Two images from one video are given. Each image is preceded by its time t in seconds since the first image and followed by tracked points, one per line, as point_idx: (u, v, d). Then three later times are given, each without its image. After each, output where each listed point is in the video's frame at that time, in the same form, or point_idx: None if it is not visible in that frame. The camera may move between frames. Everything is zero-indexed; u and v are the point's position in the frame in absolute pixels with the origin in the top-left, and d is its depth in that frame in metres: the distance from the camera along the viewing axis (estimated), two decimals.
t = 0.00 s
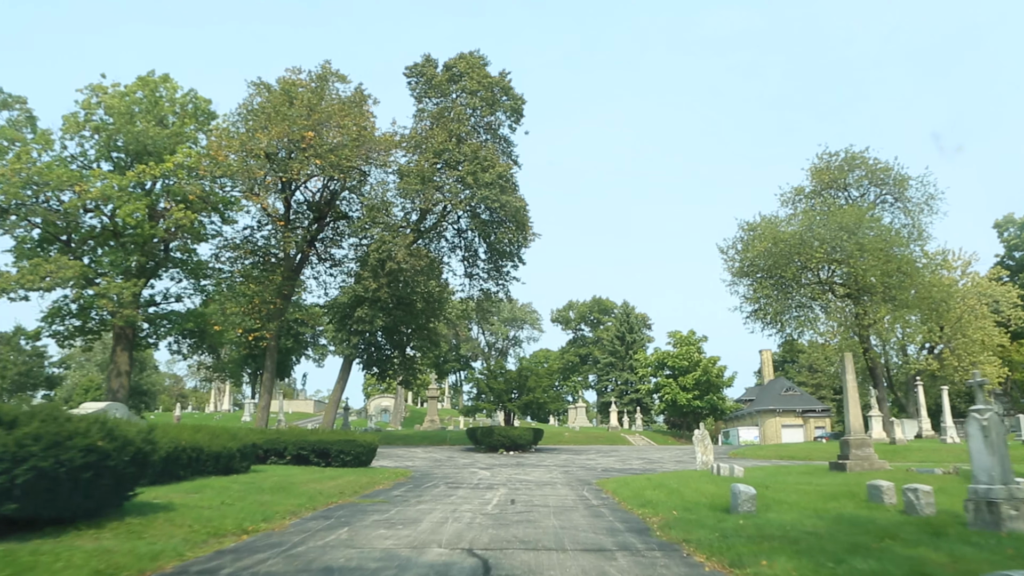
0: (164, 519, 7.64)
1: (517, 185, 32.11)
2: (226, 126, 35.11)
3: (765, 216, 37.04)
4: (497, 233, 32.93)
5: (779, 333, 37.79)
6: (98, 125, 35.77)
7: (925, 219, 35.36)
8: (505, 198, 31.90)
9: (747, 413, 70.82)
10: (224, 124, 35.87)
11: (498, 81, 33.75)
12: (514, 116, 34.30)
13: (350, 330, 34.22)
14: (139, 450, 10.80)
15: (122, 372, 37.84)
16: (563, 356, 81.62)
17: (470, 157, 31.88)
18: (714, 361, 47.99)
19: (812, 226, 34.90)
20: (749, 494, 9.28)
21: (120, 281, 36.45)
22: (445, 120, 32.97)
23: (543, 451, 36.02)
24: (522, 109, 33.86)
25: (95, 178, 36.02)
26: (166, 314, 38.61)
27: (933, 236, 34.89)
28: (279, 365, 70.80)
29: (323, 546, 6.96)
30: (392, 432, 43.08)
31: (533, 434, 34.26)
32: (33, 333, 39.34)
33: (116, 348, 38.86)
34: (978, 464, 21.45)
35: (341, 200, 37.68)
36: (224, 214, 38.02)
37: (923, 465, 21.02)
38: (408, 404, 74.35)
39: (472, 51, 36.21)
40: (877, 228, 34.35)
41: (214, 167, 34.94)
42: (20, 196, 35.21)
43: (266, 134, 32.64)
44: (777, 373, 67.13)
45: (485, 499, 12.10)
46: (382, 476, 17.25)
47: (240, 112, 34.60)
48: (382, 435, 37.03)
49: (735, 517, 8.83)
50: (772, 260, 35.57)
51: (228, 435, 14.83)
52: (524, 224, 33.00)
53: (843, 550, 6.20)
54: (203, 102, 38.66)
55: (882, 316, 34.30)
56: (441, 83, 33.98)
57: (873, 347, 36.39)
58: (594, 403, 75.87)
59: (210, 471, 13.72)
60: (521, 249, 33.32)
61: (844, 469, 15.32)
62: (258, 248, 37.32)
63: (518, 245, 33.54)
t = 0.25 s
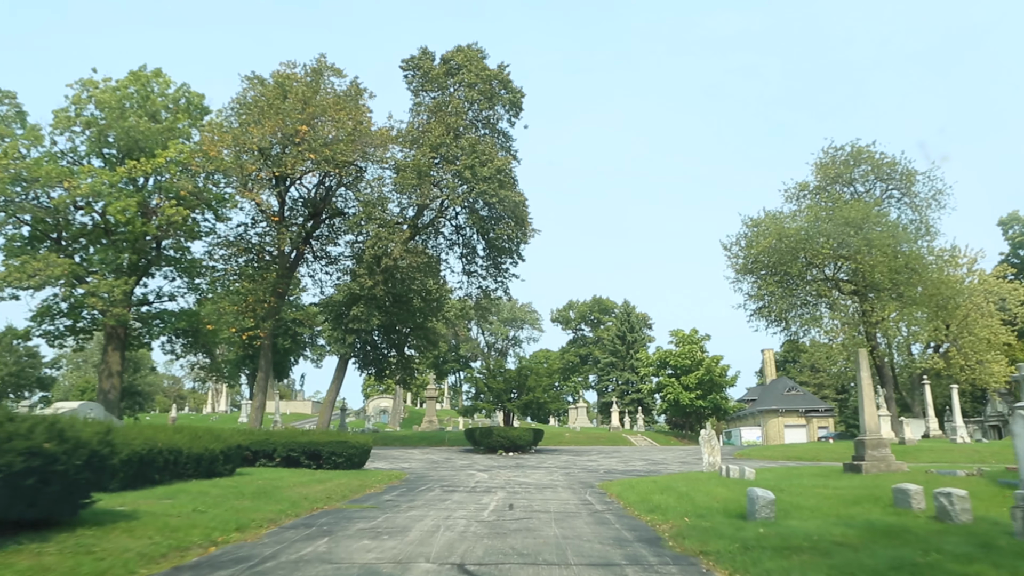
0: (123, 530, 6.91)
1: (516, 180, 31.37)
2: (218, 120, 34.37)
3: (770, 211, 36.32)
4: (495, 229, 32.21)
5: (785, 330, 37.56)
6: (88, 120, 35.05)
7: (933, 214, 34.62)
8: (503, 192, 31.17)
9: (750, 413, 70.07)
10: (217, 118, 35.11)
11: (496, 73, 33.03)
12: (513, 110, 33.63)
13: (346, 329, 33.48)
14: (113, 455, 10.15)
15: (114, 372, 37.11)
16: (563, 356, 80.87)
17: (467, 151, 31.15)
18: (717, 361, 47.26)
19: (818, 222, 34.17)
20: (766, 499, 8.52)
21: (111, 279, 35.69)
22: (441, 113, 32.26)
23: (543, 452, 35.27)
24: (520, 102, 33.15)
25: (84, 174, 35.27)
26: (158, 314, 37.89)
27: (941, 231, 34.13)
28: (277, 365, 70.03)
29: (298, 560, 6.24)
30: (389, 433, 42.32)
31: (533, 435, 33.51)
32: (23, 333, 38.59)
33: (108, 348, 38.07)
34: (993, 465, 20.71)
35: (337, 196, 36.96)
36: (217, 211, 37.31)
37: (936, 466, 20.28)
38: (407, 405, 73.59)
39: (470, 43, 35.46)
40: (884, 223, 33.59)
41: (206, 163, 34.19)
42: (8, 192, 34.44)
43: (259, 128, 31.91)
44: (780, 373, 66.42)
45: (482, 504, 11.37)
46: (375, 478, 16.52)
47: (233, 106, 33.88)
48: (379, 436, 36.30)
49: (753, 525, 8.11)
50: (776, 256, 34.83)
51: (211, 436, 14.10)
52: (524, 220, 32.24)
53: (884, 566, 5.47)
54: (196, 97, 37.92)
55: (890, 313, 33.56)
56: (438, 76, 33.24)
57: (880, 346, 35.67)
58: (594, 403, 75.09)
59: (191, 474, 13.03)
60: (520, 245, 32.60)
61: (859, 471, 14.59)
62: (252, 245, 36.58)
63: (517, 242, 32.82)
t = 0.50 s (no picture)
0: (72, 541, 6.16)
1: (515, 173, 30.65)
2: (211, 114, 33.64)
3: (774, 206, 35.61)
4: (494, 223, 31.50)
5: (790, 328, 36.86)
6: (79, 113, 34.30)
7: (941, 208, 33.90)
8: (502, 186, 30.46)
9: (752, 412, 69.35)
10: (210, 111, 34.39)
11: (495, 65, 32.31)
12: (512, 102, 32.95)
13: (341, 326, 32.73)
14: (73, 458, 9.43)
15: (105, 371, 36.29)
16: (564, 355, 80.16)
17: (465, 144, 30.44)
18: (720, 359, 46.58)
19: (823, 217, 33.45)
20: (788, 505, 7.79)
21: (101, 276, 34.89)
22: (439, 105, 31.54)
23: (543, 452, 34.53)
24: (520, 94, 32.43)
25: (75, 168, 34.51)
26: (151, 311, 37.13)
27: (950, 226, 33.39)
28: (274, 365, 69.31)
29: None
30: (386, 432, 41.59)
31: (532, 434, 32.78)
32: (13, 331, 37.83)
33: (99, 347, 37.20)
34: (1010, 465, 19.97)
35: (332, 191, 36.22)
36: (211, 206, 36.51)
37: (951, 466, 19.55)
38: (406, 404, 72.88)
39: (468, 34, 34.72)
40: (891, 218, 32.86)
41: (198, 156, 33.47)
42: None
43: (252, 120, 31.18)
44: (782, 372, 65.73)
45: (477, 508, 10.63)
46: (368, 480, 15.78)
47: (226, 98, 33.15)
48: (375, 436, 35.55)
49: (774, 533, 7.37)
50: (780, 252, 34.14)
51: (191, 435, 13.42)
52: (523, 214, 31.51)
53: None
54: (189, 90, 37.18)
55: (897, 310, 32.83)
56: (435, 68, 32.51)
57: (887, 343, 34.94)
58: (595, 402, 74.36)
59: (168, 476, 12.34)
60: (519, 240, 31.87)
61: (876, 472, 13.87)
62: (246, 241, 35.85)
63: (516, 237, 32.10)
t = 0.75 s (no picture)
0: (9, 560, 5.43)
1: (514, 168, 29.97)
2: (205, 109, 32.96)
3: (779, 203, 34.92)
4: (493, 219, 30.80)
5: (796, 326, 36.27)
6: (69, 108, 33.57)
7: (950, 205, 33.20)
8: (501, 181, 29.77)
9: (755, 413, 68.61)
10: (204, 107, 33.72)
11: (494, 58, 31.65)
12: (511, 97, 32.30)
13: (337, 325, 32.00)
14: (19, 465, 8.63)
15: (96, 372, 35.57)
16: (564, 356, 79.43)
17: (464, 138, 29.75)
18: (724, 359, 45.90)
19: (830, 213, 32.74)
20: (813, 513, 7.06)
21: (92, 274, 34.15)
22: (436, 99, 30.87)
23: (543, 454, 33.80)
24: (519, 88, 31.75)
25: (65, 164, 33.77)
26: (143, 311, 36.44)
27: (959, 223, 32.69)
28: (272, 366, 68.62)
29: None
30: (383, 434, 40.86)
31: (532, 436, 32.06)
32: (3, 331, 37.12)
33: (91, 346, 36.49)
34: None
35: (329, 189, 35.55)
36: (204, 203, 35.76)
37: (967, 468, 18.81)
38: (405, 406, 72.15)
39: (467, 28, 34.06)
40: (899, 214, 32.14)
41: (191, 152, 32.78)
42: None
43: (245, 115, 30.48)
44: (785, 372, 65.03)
45: (473, 515, 9.89)
46: (360, 484, 15.05)
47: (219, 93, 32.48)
48: (372, 438, 34.81)
49: (800, 546, 6.64)
50: (785, 249, 33.47)
51: (170, 437, 12.75)
52: (522, 210, 30.82)
53: None
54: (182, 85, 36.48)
55: (905, 309, 32.10)
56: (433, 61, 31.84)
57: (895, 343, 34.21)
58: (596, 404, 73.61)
59: (145, 482, 11.69)
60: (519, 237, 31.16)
61: (895, 476, 13.14)
62: (240, 239, 35.16)
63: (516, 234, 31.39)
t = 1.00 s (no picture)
0: None
1: (513, 160, 29.26)
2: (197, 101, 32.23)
3: (784, 197, 34.23)
4: (492, 212, 30.13)
5: (801, 323, 35.64)
6: (58, 100, 32.80)
7: (958, 199, 32.51)
8: (501, 173, 29.04)
9: (757, 413, 67.91)
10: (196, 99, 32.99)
11: (493, 48, 30.94)
12: (510, 88, 31.60)
13: (332, 322, 31.28)
14: None
15: (88, 370, 34.84)
16: (565, 355, 78.75)
17: (462, 130, 29.05)
18: (726, 357, 45.24)
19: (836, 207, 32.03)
20: (839, 517, 6.38)
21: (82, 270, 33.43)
22: (434, 90, 30.17)
23: (543, 454, 33.08)
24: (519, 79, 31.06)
25: (54, 157, 32.95)
26: (137, 312, 36.15)
27: (968, 217, 31.97)
28: (270, 365, 67.93)
29: None
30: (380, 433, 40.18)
31: (531, 435, 31.38)
32: None
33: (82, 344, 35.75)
34: None
35: (324, 183, 34.88)
36: (197, 198, 34.97)
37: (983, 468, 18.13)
38: (404, 405, 71.46)
39: (466, 18, 33.34)
40: (908, 208, 31.42)
41: (183, 145, 32.03)
42: None
43: (237, 106, 29.79)
44: (788, 371, 64.37)
45: (469, 520, 9.20)
46: (351, 484, 14.36)
47: (211, 85, 31.76)
48: (369, 438, 34.12)
49: (830, 557, 5.95)
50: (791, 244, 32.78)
51: (147, 437, 12.23)
52: (521, 204, 30.12)
53: None
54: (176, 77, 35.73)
55: (913, 305, 31.41)
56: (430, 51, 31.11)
57: (902, 340, 33.49)
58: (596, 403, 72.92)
59: (118, 483, 11.18)
60: (519, 231, 30.48)
61: (915, 478, 12.48)
62: (234, 234, 34.50)
63: (516, 228, 30.68)
